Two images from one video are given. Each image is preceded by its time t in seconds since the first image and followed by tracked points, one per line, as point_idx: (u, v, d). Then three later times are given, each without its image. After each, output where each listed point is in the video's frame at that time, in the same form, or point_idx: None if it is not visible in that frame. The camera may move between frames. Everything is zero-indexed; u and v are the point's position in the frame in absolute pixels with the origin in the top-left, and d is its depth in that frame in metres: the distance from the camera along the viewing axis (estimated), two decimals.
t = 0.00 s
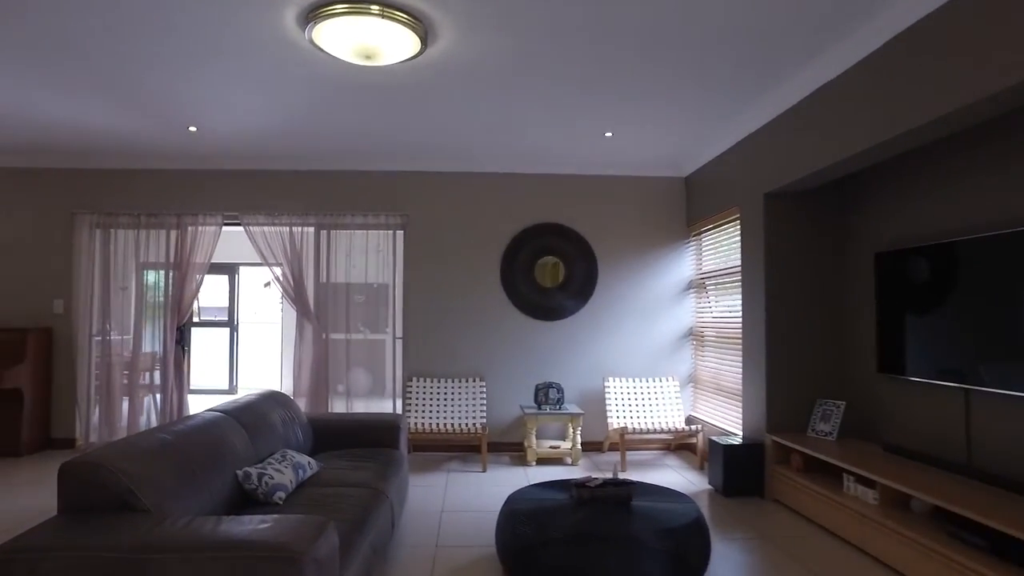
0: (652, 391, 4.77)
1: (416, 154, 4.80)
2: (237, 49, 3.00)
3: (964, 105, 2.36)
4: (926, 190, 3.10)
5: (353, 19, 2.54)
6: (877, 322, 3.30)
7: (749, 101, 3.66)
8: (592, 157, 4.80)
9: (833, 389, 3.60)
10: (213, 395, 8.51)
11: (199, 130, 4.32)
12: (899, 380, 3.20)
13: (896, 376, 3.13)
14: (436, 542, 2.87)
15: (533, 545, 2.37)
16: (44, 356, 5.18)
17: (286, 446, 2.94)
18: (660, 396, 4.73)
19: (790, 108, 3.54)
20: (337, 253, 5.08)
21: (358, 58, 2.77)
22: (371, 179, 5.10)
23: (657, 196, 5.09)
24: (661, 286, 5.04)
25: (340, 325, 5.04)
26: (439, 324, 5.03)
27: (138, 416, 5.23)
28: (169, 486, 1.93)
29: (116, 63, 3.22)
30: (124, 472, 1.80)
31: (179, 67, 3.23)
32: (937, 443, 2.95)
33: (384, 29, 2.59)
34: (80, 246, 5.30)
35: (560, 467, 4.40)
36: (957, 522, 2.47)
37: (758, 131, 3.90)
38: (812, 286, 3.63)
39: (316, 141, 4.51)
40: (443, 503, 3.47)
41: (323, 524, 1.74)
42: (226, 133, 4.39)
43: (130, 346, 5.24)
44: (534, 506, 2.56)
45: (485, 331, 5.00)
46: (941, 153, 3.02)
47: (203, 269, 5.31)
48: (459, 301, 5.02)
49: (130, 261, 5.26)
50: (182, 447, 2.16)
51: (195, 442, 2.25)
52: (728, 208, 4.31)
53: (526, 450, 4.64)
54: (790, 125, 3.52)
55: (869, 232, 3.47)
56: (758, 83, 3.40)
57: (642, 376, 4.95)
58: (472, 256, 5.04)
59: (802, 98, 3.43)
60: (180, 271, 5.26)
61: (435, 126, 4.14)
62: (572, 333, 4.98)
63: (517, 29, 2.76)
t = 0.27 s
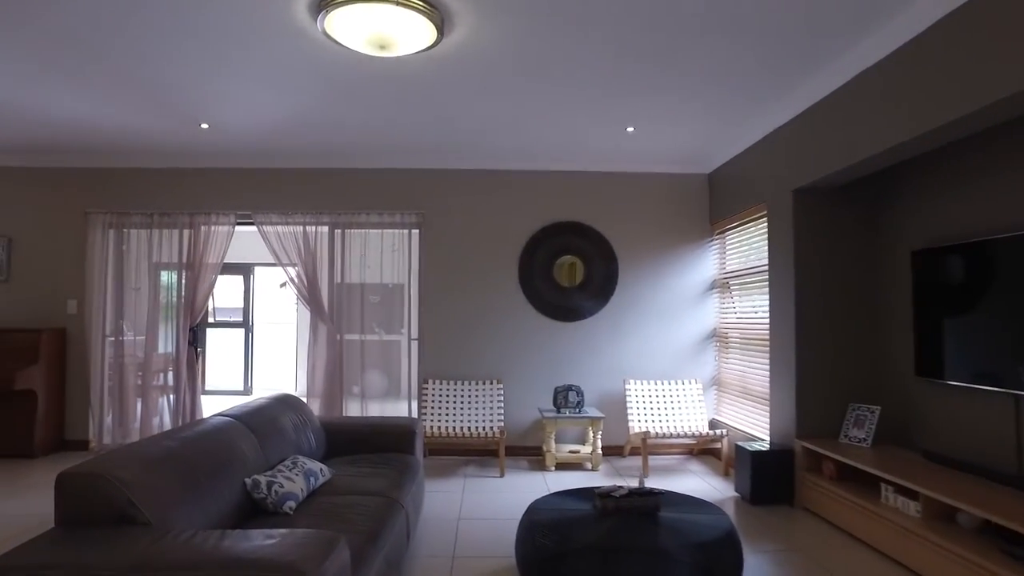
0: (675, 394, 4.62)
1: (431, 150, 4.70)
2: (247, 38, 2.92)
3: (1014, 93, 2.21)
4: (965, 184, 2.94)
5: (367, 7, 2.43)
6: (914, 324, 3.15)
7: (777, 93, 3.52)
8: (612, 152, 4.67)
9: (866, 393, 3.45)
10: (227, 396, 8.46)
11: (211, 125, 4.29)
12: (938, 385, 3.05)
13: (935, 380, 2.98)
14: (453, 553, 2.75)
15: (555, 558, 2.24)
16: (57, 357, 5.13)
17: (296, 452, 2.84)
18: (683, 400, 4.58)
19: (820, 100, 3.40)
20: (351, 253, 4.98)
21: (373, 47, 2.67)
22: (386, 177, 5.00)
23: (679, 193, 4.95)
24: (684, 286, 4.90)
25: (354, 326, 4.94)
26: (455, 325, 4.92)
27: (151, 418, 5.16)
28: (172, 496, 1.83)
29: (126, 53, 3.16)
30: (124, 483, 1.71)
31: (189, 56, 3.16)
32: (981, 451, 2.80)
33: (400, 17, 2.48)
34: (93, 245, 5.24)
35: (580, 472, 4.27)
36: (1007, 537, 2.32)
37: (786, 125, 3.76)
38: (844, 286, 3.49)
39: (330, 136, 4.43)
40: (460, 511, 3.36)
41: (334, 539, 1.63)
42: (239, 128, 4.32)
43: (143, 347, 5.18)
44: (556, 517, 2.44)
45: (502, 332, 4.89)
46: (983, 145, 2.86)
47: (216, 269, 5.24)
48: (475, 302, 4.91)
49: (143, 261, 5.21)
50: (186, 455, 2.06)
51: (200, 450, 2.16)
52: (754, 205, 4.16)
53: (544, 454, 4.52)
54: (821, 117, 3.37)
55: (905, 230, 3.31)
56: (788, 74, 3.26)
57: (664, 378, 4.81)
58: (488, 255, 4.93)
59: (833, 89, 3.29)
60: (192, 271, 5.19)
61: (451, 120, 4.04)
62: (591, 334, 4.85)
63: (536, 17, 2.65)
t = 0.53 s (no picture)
0: (694, 395, 4.49)
1: (444, 145, 4.61)
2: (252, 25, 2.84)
3: None
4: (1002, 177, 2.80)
5: None
6: (948, 323, 3.01)
7: (802, 84, 3.39)
8: (629, 147, 4.55)
9: (896, 396, 3.31)
10: (240, 396, 8.41)
11: (220, 121, 4.22)
12: (974, 388, 2.91)
13: (971, 383, 2.84)
14: (466, 563, 2.64)
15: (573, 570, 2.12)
16: (66, 357, 5.08)
17: (304, 456, 2.74)
18: (703, 402, 4.45)
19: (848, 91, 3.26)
20: (363, 251, 4.89)
21: (382, 36, 2.57)
22: (398, 173, 4.91)
23: (698, 189, 4.82)
24: (703, 284, 4.76)
25: (366, 326, 4.85)
26: (468, 325, 4.82)
27: (161, 419, 5.09)
28: (169, 504, 1.73)
29: (130, 44, 3.09)
30: (117, 490, 1.61)
31: (195, 46, 3.09)
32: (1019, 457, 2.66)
33: (411, 4, 2.38)
34: (102, 244, 5.19)
35: (596, 476, 4.15)
36: None
37: (811, 117, 3.62)
38: (873, 284, 3.35)
39: (340, 131, 4.34)
40: (473, 518, 3.25)
41: (339, 554, 1.53)
42: (248, 123, 4.25)
43: (152, 346, 5.11)
44: (574, 526, 2.32)
45: (517, 332, 4.77)
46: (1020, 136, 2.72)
47: (226, 268, 5.16)
48: (488, 301, 4.81)
49: (152, 260, 5.14)
50: (186, 460, 1.97)
51: (201, 455, 2.06)
52: (777, 200, 4.03)
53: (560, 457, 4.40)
54: (849, 108, 3.24)
55: (937, 225, 3.17)
56: (815, 64, 3.12)
57: (683, 379, 4.68)
58: (502, 254, 4.82)
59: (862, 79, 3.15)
60: (202, 271, 5.11)
61: (463, 113, 3.93)
62: (608, 334, 4.73)
63: (550, 4, 2.54)
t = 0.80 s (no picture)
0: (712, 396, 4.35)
1: (454, 140, 4.50)
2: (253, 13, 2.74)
3: None
4: None
5: None
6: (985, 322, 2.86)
7: (828, 72, 3.24)
8: (645, 141, 4.42)
9: (928, 397, 3.16)
10: (249, 396, 8.33)
11: (225, 115, 4.13)
12: (1013, 389, 2.76)
13: (1010, 383, 2.70)
14: (477, 572, 2.52)
15: None
16: (72, 356, 5.01)
17: (308, 460, 2.64)
18: (722, 403, 4.31)
19: (876, 78, 3.12)
20: (372, 249, 4.79)
21: (388, 20, 2.45)
22: (407, 169, 4.80)
23: (716, 184, 4.68)
24: (722, 282, 4.62)
25: (375, 325, 4.75)
26: (480, 324, 4.70)
27: (167, 420, 5.01)
28: (158, 513, 1.63)
29: (130, 36, 3.01)
30: (101, 498, 1.51)
31: (196, 36, 3.00)
32: None
33: None
34: (108, 243, 5.12)
35: (612, 480, 4.02)
36: None
37: (836, 107, 3.48)
38: (902, 280, 3.20)
39: (349, 125, 4.24)
40: (485, 524, 3.13)
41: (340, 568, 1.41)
42: (254, 117, 4.16)
43: (158, 346, 5.03)
44: (594, 536, 2.18)
45: (530, 331, 4.65)
46: None
47: (232, 266, 5.07)
48: (500, 299, 4.69)
49: (158, 258, 5.06)
50: (179, 465, 1.87)
51: (197, 458, 1.96)
52: (800, 194, 3.88)
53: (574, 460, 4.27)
54: (877, 96, 3.10)
55: (972, 218, 3.02)
56: (841, 50, 2.98)
57: (701, 380, 4.54)
58: (514, 251, 4.70)
59: (891, 65, 3.01)
60: (208, 270, 5.02)
61: (474, 105, 3.82)
62: (623, 333, 4.60)
63: None
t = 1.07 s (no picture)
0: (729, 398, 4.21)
1: (462, 135, 4.39)
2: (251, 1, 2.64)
3: None
4: None
5: None
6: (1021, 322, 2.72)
7: (852, 62, 3.11)
8: (659, 135, 4.29)
9: (959, 400, 3.02)
10: (257, 397, 8.25)
11: (229, 108, 4.04)
12: None
13: None
14: None
15: None
16: (75, 357, 4.93)
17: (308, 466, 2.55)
18: (739, 405, 4.17)
19: (901, 68, 2.98)
20: (379, 247, 4.69)
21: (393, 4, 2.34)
22: (415, 165, 4.70)
23: (732, 180, 4.54)
24: (739, 280, 4.48)
25: (382, 325, 4.65)
26: (489, 324, 4.58)
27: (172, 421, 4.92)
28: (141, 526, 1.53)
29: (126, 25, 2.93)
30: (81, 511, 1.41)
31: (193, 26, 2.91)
32: None
33: None
34: (112, 240, 5.04)
35: (626, 485, 3.90)
36: None
37: (859, 98, 3.34)
38: (931, 278, 3.06)
39: (355, 119, 4.14)
40: (493, 532, 3.01)
41: None
42: (257, 112, 4.08)
43: (163, 346, 4.95)
44: (610, 547, 2.06)
45: (540, 331, 4.53)
46: None
47: (237, 266, 4.98)
48: (510, 299, 4.57)
49: (163, 257, 4.97)
50: (167, 472, 1.77)
51: (188, 465, 1.87)
52: (820, 189, 3.74)
53: (586, 464, 4.15)
54: (902, 86, 2.96)
55: (1006, 213, 2.88)
56: (869, 37, 2.84)
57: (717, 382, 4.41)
58: (524, 249, 4.59)
59: (918, 54, 2.87)
60: (212, 269, 4.93)
61: (482, 97, 3.71)
62: (637, 333, 4.48)
63: None
